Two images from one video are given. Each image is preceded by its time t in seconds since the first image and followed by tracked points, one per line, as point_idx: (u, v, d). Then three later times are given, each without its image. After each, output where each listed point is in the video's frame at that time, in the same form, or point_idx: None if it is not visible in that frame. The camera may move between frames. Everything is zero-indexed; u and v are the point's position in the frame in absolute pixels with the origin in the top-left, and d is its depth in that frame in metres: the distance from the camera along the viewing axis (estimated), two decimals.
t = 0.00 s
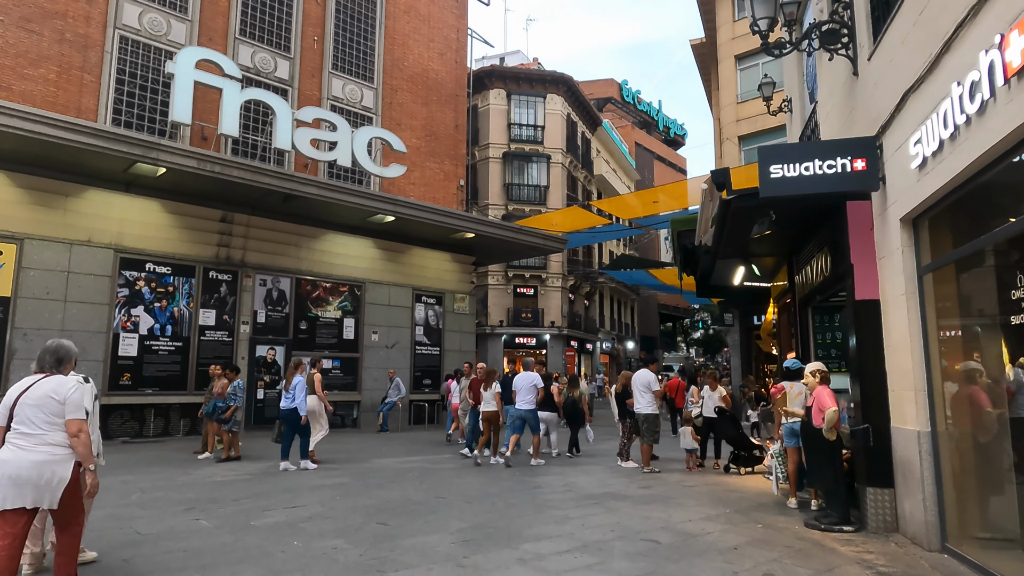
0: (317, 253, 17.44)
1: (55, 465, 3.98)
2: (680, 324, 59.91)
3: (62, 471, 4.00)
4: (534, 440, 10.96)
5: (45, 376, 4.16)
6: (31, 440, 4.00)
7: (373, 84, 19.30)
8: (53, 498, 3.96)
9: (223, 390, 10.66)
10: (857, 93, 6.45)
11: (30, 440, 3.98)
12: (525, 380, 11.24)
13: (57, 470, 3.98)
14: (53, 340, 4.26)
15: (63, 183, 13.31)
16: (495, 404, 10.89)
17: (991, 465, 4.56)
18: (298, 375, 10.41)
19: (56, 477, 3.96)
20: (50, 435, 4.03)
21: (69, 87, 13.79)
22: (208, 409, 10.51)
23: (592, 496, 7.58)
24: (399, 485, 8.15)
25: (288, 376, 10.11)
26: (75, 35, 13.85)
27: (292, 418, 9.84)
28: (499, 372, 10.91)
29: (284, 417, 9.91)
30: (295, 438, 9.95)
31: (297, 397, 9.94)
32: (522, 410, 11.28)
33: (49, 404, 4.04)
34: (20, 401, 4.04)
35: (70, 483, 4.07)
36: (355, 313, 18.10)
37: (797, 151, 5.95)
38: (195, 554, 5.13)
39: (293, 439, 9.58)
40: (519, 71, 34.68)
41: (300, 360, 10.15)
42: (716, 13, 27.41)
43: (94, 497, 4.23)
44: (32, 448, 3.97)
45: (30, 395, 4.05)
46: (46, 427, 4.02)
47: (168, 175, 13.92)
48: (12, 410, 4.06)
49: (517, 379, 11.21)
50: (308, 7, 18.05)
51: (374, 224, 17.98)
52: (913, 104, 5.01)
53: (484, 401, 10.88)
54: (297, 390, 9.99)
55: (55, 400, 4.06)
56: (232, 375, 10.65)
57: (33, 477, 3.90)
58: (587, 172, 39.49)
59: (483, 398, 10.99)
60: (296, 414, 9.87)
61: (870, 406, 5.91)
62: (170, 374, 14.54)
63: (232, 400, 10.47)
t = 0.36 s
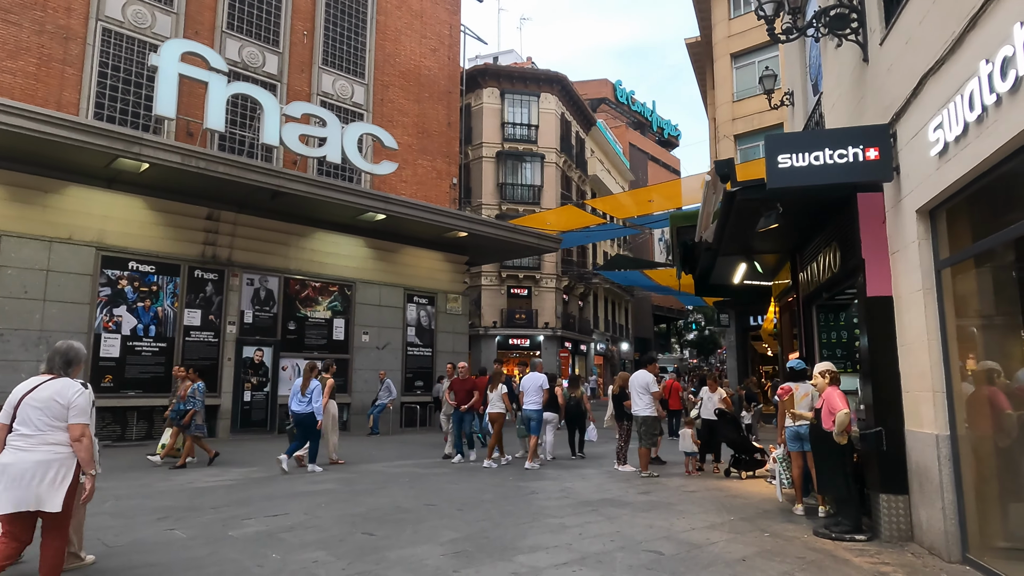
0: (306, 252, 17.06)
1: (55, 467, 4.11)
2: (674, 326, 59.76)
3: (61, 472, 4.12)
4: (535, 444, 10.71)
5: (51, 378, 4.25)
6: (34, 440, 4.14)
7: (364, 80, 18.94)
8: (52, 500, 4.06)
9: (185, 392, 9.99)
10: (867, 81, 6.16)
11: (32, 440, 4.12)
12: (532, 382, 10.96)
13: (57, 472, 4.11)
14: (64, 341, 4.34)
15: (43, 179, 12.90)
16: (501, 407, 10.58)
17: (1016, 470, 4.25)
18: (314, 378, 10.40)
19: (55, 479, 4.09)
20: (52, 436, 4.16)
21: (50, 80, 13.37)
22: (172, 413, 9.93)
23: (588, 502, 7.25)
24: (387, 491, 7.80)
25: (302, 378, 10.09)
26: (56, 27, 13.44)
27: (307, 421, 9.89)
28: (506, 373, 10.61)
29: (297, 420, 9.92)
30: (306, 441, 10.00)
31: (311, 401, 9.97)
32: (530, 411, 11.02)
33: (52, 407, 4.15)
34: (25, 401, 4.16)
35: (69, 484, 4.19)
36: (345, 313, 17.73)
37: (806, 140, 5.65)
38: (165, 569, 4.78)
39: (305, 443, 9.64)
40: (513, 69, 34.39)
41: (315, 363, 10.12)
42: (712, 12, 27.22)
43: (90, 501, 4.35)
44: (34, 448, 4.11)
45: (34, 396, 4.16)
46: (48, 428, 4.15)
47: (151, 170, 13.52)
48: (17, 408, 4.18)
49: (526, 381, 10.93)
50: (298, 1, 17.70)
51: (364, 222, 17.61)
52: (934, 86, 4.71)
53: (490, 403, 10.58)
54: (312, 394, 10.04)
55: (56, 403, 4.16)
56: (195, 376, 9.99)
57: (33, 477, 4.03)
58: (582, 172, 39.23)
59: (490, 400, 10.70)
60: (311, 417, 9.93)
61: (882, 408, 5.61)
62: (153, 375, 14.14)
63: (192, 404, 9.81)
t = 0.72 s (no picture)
0: (287, 250, 16.59)
1: (26, 477, 4.01)
2: (662, 326, 59.63)
3: (32, 484, 4.02)
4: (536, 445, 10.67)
5: (18, 387, 4.11)
6: None
7: (349, 74, 18.50)
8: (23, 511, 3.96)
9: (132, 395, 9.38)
10: (872, 67, 5.82)
11: None
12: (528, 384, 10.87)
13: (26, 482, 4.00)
14: (32, 349, 4.24)
15: (10, 172, 12.34)
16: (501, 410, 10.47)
17: None
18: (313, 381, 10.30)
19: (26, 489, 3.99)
20: (22, 447, 4.05)
21: (18, 69, 12.82)
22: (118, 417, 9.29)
23: (577, 512, 6.87)
24: (365, 500, 7.38)
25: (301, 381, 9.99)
26: (25, 14, 12.90)
27: (308, 424, 9.79)
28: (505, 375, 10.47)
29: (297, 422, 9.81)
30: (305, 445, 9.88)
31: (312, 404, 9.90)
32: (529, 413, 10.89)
33: (22, 417, 4.04)
34: None
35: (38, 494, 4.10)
36: (328, 313, 17.27)
37: (808, 127, 5.32)
38: None
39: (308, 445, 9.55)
40: (501, 67, 34.02)
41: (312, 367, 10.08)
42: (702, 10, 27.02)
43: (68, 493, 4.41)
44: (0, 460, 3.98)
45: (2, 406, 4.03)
46: (16, 439, 4.03)
47: (125, 164, 13.01)
48: None
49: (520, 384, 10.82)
50: None
51: (348, 219, 17.17)
52: (952, 66, 4.37)
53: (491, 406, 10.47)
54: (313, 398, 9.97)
55: (26, 414, 4.05)
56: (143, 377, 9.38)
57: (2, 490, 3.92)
58: (571, 172, 38.93)
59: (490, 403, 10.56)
60: (311, 420, 9.85)
61: (890, 414, 5.27)
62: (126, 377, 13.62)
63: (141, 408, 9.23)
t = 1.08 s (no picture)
0: (282, 246, 16.23)
1: (25, 467, 4.01)
2: (661, 326, 59.36)
3: (32, 473, 4.03)
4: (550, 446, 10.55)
5: (15, 376, 4.16)
6: None
7: (344, 67, 18.13)
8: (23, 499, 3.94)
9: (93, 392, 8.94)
10: (896, 43, 5.46)
11: None
12: (542, 385, 10.57)
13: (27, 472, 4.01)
14: (25, 338, 4.28)
15: None
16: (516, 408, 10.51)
17: None
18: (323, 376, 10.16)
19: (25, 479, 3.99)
20: (21, 437, 4.05)
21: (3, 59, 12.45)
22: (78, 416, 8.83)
23: (581, 517, 6.52)
24: (358, 504, 7.03)
25: (313, 377, 9.88)
26: (11, 2, 12.54)
27: (318, 421, 9.66)
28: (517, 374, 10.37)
29: (309, 420, 9.69)
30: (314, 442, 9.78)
31: (324, 401, 9.75)
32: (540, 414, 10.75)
33: (20, 406, 4.07)
34: None
35: (39, 485, 4.09)
36: (323, 311, 16.91)
37: (830, 107, 4.98)
38: None
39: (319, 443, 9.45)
40: (500, 63, 33.69)
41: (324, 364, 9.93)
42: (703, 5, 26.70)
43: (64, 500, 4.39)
44: None
45: None
46: (16, 429, 4.05)
47: (113, 156, 12.64)
48: None
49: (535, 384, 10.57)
50: None
51: (343, 215, 16.82)
52: (992, 35, 4.02)
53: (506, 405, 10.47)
54: (324, 394, 9.83)
55: (25, 402, 4.08)
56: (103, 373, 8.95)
57: (1, 480, 3.91)
58: (570, 169, 38.60)
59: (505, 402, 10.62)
60: (322, 418, 9.71)
61: (916, 413, 4.93)
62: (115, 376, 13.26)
63: (101, 405, 8.79)
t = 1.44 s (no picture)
0: (275, 247, 15.89)
1: (27, 480, 3.85)
2: (662, 329, 59.00)
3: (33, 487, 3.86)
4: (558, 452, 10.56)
5: (24, 389, 3.97)
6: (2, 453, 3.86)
7: (341, 64, 17.82)
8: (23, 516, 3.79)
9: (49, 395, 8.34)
10: (918, 26, 5.14)
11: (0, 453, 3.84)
12: (553, 388, 10.79)
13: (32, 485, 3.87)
14: (36, 350, 4.09)
15: None
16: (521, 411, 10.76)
17: None
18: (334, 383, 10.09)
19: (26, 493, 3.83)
20: (24, 450, 3.88)
21: None
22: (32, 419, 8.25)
23: (583, 529, 6.16)
24: (348, 515, 6.69)
25: (323, 386, 9.85)
26: None
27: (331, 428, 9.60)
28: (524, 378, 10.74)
29: (319, 427, 9.62)
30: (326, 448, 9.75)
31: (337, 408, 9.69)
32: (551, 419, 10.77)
33: (25, 419, 3.89)
34: None
35: (42, 498, 3.92)
36: (318, 313, 16.57)
37: (850, 93, 4.63)
38: None
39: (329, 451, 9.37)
40: (499, 63, 33.39)
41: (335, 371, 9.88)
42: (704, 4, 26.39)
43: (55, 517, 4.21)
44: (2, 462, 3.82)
45: (4, 408, 3.88)
46: (20, 443, 3.88)
47: (101, 154, 12.30)
48: None
49: (546, 387, 10.75)
50: None
51: (339, 215, 16.49)
52: None
53: (512, 409, 10.76)
54: (335, 401, 9.75)
55: (30, 416, 3.90)
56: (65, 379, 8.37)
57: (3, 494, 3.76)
58: (570, 170, 38.29)
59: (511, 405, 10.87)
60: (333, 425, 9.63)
61: (944, 420, 4.59)
62: (103, 380, 12.91)
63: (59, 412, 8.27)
